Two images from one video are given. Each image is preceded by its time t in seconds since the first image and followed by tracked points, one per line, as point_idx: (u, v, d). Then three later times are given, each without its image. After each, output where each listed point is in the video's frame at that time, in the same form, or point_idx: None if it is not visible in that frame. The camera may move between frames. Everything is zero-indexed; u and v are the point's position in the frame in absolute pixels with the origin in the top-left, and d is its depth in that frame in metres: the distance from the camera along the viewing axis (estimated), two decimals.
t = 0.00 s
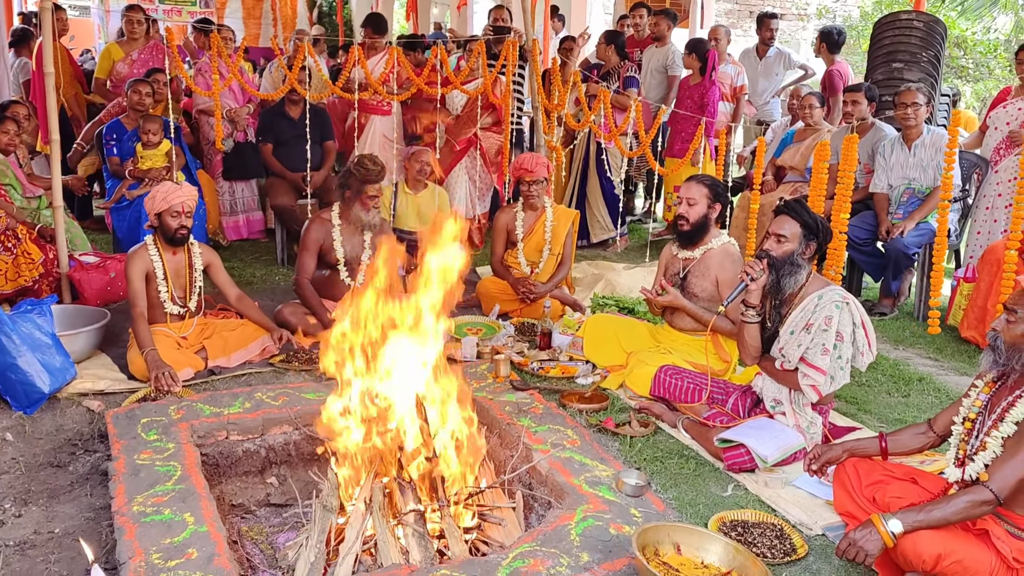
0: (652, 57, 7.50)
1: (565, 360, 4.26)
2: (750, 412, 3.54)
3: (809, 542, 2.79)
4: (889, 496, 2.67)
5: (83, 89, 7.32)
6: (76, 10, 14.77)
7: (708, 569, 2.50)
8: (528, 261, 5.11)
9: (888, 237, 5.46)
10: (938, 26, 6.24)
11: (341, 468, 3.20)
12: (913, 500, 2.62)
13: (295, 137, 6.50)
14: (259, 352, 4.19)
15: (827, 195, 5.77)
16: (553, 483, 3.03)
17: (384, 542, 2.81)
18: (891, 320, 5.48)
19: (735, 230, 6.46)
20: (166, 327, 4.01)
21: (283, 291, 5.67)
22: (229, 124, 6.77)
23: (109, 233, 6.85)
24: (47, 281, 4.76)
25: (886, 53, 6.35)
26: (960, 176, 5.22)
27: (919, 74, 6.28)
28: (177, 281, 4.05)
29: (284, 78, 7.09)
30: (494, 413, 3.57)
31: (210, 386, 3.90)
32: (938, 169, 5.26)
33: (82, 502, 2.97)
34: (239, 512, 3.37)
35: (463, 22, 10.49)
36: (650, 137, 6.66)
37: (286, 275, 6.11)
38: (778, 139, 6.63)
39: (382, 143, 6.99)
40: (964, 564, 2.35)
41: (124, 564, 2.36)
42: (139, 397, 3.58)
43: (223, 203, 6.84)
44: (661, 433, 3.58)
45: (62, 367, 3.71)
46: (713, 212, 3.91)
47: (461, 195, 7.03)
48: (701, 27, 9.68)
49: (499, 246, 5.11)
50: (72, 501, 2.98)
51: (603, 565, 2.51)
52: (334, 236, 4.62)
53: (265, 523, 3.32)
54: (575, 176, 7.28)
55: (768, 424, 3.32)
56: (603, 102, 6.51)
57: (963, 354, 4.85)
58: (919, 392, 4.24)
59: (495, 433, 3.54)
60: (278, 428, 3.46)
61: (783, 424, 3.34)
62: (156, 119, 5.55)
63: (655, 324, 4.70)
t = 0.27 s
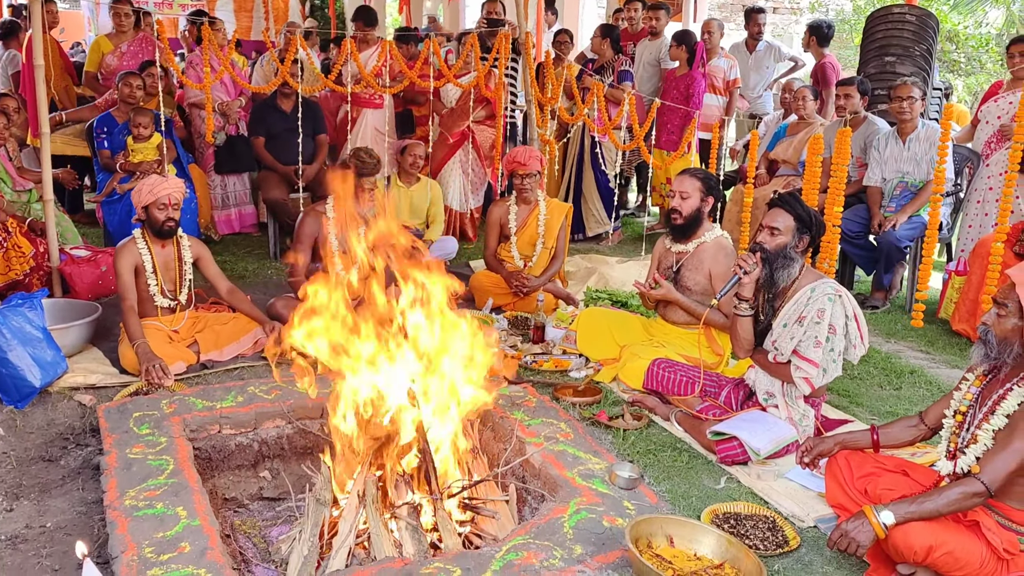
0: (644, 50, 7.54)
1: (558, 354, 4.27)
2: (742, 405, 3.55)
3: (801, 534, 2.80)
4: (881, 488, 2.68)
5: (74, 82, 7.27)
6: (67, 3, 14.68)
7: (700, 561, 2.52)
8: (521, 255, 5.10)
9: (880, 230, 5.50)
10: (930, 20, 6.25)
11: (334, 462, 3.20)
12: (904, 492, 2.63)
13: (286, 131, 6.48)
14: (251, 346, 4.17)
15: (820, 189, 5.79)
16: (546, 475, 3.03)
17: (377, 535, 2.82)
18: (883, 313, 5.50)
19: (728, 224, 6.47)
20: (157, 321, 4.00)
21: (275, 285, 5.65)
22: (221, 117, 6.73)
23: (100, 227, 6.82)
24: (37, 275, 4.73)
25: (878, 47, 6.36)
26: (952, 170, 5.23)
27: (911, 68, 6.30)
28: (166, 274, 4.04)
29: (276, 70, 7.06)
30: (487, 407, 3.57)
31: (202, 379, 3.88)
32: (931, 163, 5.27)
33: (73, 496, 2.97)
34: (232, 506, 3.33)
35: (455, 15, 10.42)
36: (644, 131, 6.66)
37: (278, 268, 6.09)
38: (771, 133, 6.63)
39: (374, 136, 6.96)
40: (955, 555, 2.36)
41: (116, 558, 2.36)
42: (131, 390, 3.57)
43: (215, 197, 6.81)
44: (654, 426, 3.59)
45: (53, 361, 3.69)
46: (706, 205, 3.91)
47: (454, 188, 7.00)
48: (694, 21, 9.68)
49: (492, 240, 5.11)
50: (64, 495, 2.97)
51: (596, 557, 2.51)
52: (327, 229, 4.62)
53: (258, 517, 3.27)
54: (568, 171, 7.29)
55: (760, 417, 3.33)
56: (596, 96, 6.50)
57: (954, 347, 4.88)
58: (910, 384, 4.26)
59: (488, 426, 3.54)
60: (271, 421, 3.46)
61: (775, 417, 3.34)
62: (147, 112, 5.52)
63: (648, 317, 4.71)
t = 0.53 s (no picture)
0: (641, 46, 7.52)
1: (554, 350, 4.27)
2: (738, 400, 3.55)
3: (797, 529, 2.81)
4: (876, 482, 2.70)
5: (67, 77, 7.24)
6: None
7: (695, 556, 2.52)
8: (517, 251, 5.10)
9: (876, 226, 5.52)
10: (925, 16, 6.26)
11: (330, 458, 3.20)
12: (898, 487, 2.64)
13: (281, 127, 6.46)
14: (246, 342, 4.17)
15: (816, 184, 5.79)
16: (542, 471, 3.03)
17: (373, 530, 2.80)
18: (878, 308, 5.51)
19: (724, 220, 6.47)
20: (152, 317, 3.98)
21: (271, 281, 5.64)
22: (216, 113, 6.71)
23: (95, 223, 6.79)
24: (31, 271, 4.62)
25: (873, 44, 6.37)
26: (947, 166, 5.23)
27: (907, 64, 6.30)
28: (160, 270, 4.02)
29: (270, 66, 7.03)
30: (483, 403, 3.57)
31: (197, 375, 3.87)
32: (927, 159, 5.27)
33: (68, 492, 2.96)
34: (228, 503, 3.34)
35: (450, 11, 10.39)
36: (639, 127, 6.66)
37: (274, 264, 6.08)
38: (767, 129, 6.65)
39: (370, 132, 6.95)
40: (949, 550, 2.37)
41: (111, 554, 2.35)
42: (126, 387, 3.55)
43: (210, 193, 6.78)
44: (650, 422, 3.59)
45: (47, 357, 3.68)
46: (702, 201, 3.91)
47: (449, 184, 7.00)
48: (690, 17, 9.68)
49: (488, 235, 5.10)
50: (58, 492, 2.96)
51: (592, 553, 2.51)
52: (323, 225, 4.57)
53: (254, 514, 3.31)
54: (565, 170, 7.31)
55: (756, 412, 3.33)
56: (592, 92, 6.49)
57: (949, 342, 4.89)
58: (905, 380, 4.28)
59: (484, 421, 3.54)
60: (267, 418, 3.45)
61: (771, 412, 3.35)
62: (140, 108, 5.49)
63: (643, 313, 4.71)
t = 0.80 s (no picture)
0: (638, 44, 7.50)
1: (552, 347, 4.27)
2: (736, 397, 3.55)
3: (794, 525, 2.81)
4: (873, 479, 2.70)
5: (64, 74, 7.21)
6: None
7: (694, 553, 2.52)
8: (515, 248, 5.10)
9: (873, 223, 5.52)
10: (922, 13, 6.27)
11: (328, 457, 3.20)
12: (896, 483, 2.65)
13: (279, 124, 6.44)
14: (244, 339, 4.16)
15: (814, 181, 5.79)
16: (540, 469, 3.03)
17: (371, 528, 2.81)
18: (875, 305, 5.52)
19: (721, 217, 6.48)
20: (149, 315, 3.97)
21: (268, 279, 5.63)
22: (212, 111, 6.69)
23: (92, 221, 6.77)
24: (27, 269, 4.60)
25: (871, 41, 6.37)
26: (944, 163, 5.24)
27: (904, 61, 6.30)
28: (157, 268, 4.01)
29: (267, 63, 7.02)
30: (481, 400, 3.57)
31: (195, 373, 3.87)
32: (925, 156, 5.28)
33: (65, 491, 2.95)
34: (226, 500, 3.34)
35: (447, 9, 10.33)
36: (637, 124, 6.65)
37: (271, 262, 6.07)
38: (764, 126, 6.66)
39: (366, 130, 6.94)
40: (946, 546, 2.38)
41: (110, 552, 2.35)
42: (123, 385, 3.55)
43: (207, 190, 6.77)
44: (647, 419, 3.59)
45: (43, 355, 3.67)
46: (700, 198, 3.91)
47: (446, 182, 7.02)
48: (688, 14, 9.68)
49: (485, 233, 5.10)
50: (56, 490, 2.95)
51: (590, 550, 2.52)
52: (319, 222, 4.57)
53: (251, 511, 3.31)
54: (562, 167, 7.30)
55: (754, 409, 3.33)
56: (589, 89, 6.49)
57: (946, 339, 4.90)
58: (902, 376, 4.29)
59: (482, 419, 3.54)
60: (264, 416, 3.45)
61: (769, 409, 3.36)
62: (137, 106, 5.48)
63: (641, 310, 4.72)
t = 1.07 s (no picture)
0: (637, 41, 7.49)
1: (551, 345, 4.27)
2: (736, 394, 3.54)
3: (795, 522, 2.81)
4: (873, 476, 2.70)
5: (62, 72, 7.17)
6: None
7: (694, 550, 2.53)
8: (514, 246, 5.09)
9: (871, 220, 5.52)
10: (920, 10, 6.28)
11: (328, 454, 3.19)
12: (896, 480, 2.65)
13: (277, 123, 6.44)
14: (243, 338, 4.16)
15: (812, 178, 5.80)
16: (540, 466, 3.04)
17: (371, 526, 2.81)
18: (874, 302, 5.54)
19: (720, 214, 6.48)
20: (148, 313, 3.97)
21: (267, 277, 5.62)
22: (213, 109, 6.69)
23: (90, 220, 6.76)
24: (26, 267, 4.63)
25: (869, 37, 6.36)
26: (943, 160, 5.24)
27: (902, 58, 6.30)
28: (156, 266, 4.01)
29: (265, 61, 7.01)
30: (481, 398, 3.57)
31: (194, 372, 3.86)
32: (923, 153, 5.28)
33: (65, 489, 2.95)
34: (226, 499, 3.33)
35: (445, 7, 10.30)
36: (636, 121, 6.65)
37: (270, 260, 6.06)
38: (763, 123, 6.67)
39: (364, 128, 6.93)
40: (947, 542, 2.39)
41: (110, 551, 2.34)
42: (122, 383, 3.54)
43: (206, 188, 6.76)
44: (647, 416, 3.59)
45: (42, 354, 3.67)
46: (699, 195, 3.91)
47: (446, 178, 7.03)
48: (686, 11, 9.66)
49: (484, 230, 5.09)
50: (55, 488, 2.95)
51: (591, 547, 2.52)
52: (315, 221, 4.60)
53: (251, 509, 3.32)
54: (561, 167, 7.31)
55: (753, 406, 3.34)
56: (588, 86, 6.48)
57: (945, 336, 4.90)
58: (902, 373, 4.29)
59: (482, 416, 3.54)
60: (264, 414, 3.45)
61: (769, 406, 3.36)
62: (134, 104, 5.47)
63: (640, 308, 4.72)
